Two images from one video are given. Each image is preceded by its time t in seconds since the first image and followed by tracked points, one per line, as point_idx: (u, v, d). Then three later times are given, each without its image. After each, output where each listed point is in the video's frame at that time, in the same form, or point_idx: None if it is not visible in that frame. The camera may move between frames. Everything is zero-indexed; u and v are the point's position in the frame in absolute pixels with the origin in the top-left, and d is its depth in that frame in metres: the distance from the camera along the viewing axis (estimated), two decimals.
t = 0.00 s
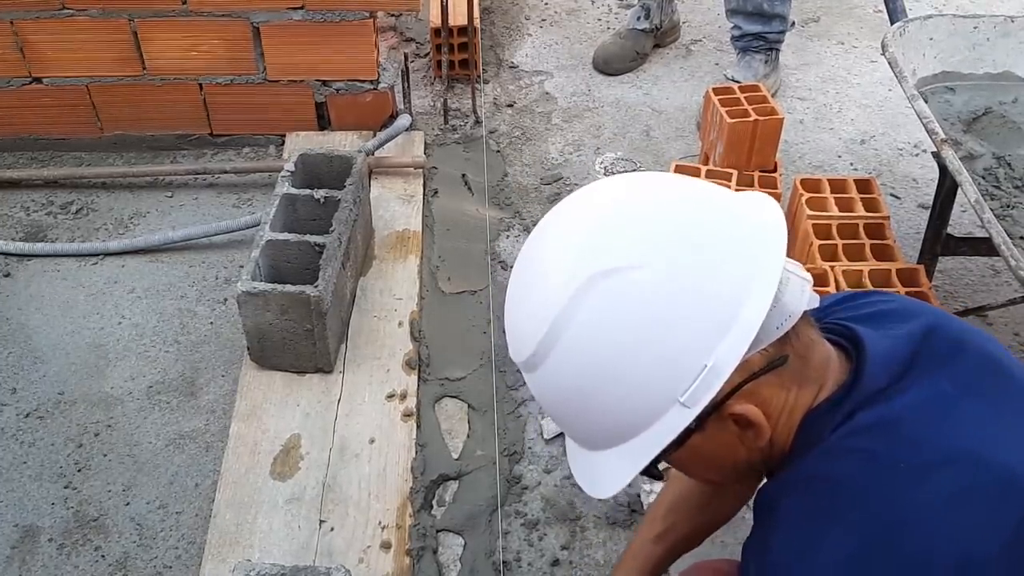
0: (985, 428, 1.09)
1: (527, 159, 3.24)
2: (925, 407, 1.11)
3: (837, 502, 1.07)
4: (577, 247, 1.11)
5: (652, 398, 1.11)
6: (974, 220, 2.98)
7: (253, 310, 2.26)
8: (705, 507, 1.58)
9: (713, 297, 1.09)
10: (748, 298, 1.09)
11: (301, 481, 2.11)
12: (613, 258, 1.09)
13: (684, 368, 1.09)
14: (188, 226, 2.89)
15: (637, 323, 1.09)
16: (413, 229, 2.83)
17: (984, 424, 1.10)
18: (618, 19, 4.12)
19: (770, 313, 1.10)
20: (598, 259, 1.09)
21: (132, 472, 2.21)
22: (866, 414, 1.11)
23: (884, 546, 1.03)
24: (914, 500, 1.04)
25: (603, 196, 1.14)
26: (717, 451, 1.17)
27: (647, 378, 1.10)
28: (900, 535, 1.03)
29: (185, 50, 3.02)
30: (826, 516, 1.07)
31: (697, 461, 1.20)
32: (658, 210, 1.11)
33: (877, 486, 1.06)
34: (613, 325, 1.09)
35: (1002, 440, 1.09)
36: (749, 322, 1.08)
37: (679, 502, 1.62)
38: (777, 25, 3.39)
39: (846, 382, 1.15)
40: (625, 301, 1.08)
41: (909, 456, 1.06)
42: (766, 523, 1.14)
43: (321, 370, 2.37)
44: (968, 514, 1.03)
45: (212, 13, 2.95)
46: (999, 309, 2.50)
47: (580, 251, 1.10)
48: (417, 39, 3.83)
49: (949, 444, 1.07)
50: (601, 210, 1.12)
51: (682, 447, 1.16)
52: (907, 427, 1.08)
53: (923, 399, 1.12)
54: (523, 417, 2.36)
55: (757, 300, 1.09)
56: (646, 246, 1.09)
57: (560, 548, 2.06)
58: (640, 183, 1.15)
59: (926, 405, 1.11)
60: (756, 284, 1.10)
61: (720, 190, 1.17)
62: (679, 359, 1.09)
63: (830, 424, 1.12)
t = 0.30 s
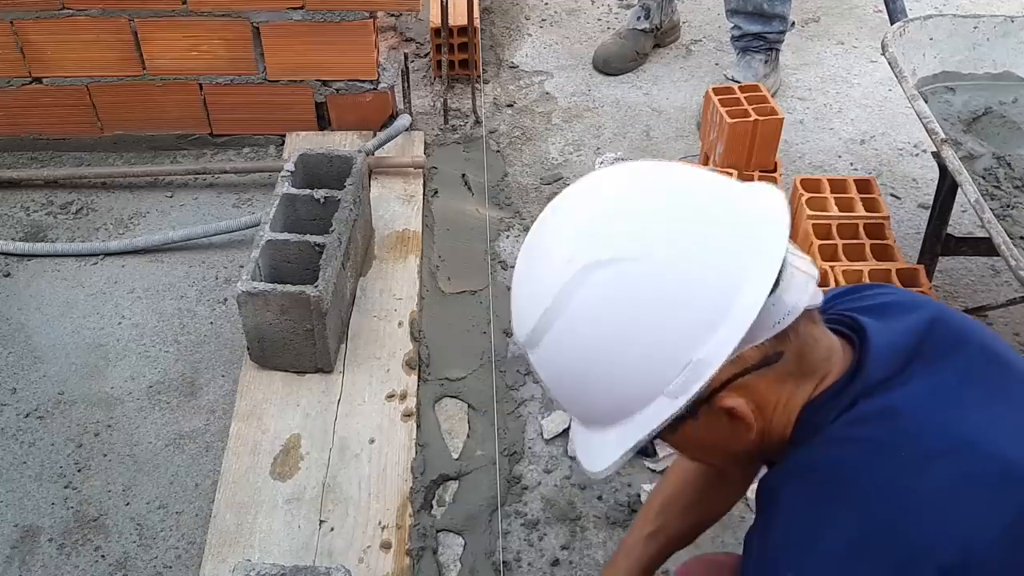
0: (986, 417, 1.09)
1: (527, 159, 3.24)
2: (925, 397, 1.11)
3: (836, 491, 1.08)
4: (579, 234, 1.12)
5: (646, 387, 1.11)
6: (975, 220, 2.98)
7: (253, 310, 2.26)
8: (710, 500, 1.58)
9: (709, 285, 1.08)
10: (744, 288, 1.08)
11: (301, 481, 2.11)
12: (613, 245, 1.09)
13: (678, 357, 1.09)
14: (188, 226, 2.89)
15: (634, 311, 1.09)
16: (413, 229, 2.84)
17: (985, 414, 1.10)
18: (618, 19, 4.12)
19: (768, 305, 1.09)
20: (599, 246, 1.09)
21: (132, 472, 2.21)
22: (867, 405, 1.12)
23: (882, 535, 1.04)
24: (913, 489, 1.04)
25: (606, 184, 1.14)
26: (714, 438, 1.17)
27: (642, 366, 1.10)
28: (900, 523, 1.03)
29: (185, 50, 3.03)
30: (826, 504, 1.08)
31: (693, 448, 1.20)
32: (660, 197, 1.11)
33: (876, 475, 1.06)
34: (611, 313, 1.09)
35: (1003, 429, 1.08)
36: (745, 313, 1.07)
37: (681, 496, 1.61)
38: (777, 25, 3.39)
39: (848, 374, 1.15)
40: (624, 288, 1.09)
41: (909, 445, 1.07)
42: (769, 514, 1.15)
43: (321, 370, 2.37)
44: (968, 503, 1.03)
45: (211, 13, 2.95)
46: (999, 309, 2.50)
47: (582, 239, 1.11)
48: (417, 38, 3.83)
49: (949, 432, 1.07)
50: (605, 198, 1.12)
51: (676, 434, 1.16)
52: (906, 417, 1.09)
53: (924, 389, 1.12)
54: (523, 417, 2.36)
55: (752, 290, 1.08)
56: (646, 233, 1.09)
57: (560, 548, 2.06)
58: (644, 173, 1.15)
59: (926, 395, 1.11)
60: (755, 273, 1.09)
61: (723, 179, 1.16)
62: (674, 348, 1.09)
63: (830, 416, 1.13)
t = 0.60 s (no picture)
0: (979, 421, 1.09)
1: (527, 160, 3.25)
2: (917, 399, 1.11)
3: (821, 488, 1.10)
4: (580, 213, 1.17)
5: (618, 360, 1.19)
6: (974, 220, 2.98)
7: (254, 310, 2.27)
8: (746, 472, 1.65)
9: (691, 272, 1.13)
10: (721, 283, 1.12)
11: (301, 481, 2.11)
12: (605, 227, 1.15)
13: (647, 338, 1.16)
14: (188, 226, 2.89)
15: (612, 291, 1.15)
16: (413, 230, 2.84)
17: (977, 417, 1.10)
18: (618, 19, 4.13)
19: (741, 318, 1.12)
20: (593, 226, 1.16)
21: (132, 472, 2.21)
22: (857, 407, 1.12)
23: (868, 536, 1.05)
24: (898, 492, 1.05)
25: (615, 164, 1.18)
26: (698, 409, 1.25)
27: (614, 340, 1.18)
28: (884, 525, 1.05)
29: (186, 51, 3.03)
30: (812, 503, 1.10)
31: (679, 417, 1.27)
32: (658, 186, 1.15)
33: (863, 476, 1.07)
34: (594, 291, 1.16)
35: (996, 434, 1.08)
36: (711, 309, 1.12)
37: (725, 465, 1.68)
38: (776, 25, 3.40)
39: (837, 374, 1.16)
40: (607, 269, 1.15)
41: (896, 448, 1.07)
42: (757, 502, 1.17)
43: (322, 370, 2.37)
44: (957, 506, 1.03)
45: (212, 13, 2.95)
46: (998, 309, 2.51)
47: (580, 216, 1.17)
48: (417, 39, 3.84)
49: (939, 435, 1.07)
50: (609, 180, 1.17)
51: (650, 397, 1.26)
52: (896, 419, 1.09)
53: (915, 392, 1.12)
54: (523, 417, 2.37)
55: (728, 287, 1.12)
56: (635, 220, 1.14)
57: (560, 548, 2.06)
58: (655, 156, 1.18)
59: (917, 397, 1.11)
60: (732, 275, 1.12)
61: (732, 176, 1.20)
62: (646, 330, 1.16)
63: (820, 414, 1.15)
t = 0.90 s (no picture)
0: (955, 415, 1.01)
1: (527, 159, 3.24)
2: (890, 386, 1.03)
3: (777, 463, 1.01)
4: (576, 174, 1.17)
5: (599, 312, 1.18)
6: (974, 220, 2.98)
7: (254, 310, 2.26)
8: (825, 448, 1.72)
9: (681, 234, 1.12)
10: (710, 247, 1.11)
11: (301, 481, 2.11)
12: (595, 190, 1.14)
13: (620, 301, 1.16)
14: (188, 226, 2.89)
15: (592, 252, 1.16)
16: (413, 229, 2.84)
17: (952, 411, 1.01)
18: (618, 19, 4.12)
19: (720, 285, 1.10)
20: (585, 187, 1.15)
21: (132, 472, 2.21)
22: (820, 384, 1.04)
23: (822, 521, 0.96)
24: (861, 479, 0.97)
25: (629, 125, 1.17)
26: (673, 369, 1.23)
27: (597, 296, 1.18)
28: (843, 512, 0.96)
29: (186, 51, 3.03)
30: (763, 473, 1.01)
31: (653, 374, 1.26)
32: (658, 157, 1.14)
33: (827, 458, 0.98)
34: (576, 250, 1.17)
35: (972, 432, 1.00)
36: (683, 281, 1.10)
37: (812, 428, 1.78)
38: (776, 25, 3.39)
39: (806, 352, 1.09)
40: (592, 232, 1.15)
41: (867, 435, 0.99)
42: (707, 475, 1.09)
43: (321, 370, 2.37)
44: (906, 492, 0.96)
45: (212, 13, 2.95)
46: (999, 309, 2.50)
47: (577, 172, 1.17)
48: (417, 39, 3.84)
49: (913, 426, 0.99)
50: (610, 145, 1.16)
51: (628, 353, 1.27)
52: (869, 404, 1.00)
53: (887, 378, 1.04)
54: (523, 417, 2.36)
55: (716, 252, 1.10)
56: (627, 188, 1.13)
57: (560, 548, 2.06)
58: (663, 127, 1.17)
59: (890, 384, 1.03)
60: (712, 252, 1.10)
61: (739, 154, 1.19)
62: (619, 294, 1.15)
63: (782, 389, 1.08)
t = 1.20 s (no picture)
0: (892, 384, 1.01)
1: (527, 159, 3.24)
2: (828, 352, 1.03)
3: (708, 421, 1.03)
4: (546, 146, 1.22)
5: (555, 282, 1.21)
6: (975, 220, 2.98)
7: (254, 310, 2.26)
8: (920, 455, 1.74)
9: (619, 198, 1.15)
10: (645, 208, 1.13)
11: (301, 481, 2.11)
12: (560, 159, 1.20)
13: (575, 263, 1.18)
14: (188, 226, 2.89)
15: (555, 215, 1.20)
16: (413, 230, 2.84)
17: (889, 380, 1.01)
18: (618, 19, 4.12)
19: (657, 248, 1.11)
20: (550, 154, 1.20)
21: (132, 472, 2.21)
22: (761, 342, 1.05)
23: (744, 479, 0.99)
24: (789, 431, 0.99)
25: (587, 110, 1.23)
26: (631, 336, 1.21)
27: (552, 264, 1.21)
28: (763, 471, 0.98)
29: (185, 51, 3.03)
30: (701, 425, 1.03)
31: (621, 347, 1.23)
32: (625, 132, 1.19)
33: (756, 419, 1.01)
34: (543, 214, 1.21)
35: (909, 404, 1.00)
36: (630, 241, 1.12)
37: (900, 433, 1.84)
38: (776, 25, 3.39)
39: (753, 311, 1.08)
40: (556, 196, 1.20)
41: (795, 399, 1.00)
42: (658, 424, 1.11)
43: (321, 370, 2.37)
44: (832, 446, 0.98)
45: (212, 13, 2.95)
46: (999, 309, 2.50)
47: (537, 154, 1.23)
48: (417, 39, 3.84)
49: (844, 393, 1.00)
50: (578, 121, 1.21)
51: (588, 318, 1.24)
52: (801, 369, 1.01)
53: (827, 344, 1.04)
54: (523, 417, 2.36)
55: (651, 212, 1.12)
56: (587, 154, 1.18)
57: (560, 548, 2.06)
58: (636, 112, 1.22)
59: (828, 350, 1.03)
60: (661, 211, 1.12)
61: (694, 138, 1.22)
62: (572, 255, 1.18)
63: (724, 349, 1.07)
